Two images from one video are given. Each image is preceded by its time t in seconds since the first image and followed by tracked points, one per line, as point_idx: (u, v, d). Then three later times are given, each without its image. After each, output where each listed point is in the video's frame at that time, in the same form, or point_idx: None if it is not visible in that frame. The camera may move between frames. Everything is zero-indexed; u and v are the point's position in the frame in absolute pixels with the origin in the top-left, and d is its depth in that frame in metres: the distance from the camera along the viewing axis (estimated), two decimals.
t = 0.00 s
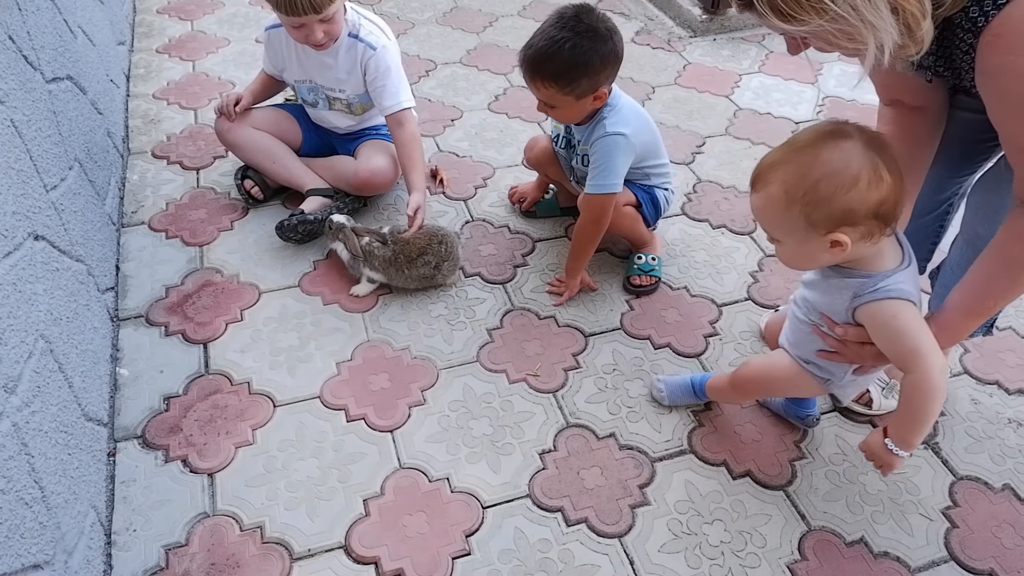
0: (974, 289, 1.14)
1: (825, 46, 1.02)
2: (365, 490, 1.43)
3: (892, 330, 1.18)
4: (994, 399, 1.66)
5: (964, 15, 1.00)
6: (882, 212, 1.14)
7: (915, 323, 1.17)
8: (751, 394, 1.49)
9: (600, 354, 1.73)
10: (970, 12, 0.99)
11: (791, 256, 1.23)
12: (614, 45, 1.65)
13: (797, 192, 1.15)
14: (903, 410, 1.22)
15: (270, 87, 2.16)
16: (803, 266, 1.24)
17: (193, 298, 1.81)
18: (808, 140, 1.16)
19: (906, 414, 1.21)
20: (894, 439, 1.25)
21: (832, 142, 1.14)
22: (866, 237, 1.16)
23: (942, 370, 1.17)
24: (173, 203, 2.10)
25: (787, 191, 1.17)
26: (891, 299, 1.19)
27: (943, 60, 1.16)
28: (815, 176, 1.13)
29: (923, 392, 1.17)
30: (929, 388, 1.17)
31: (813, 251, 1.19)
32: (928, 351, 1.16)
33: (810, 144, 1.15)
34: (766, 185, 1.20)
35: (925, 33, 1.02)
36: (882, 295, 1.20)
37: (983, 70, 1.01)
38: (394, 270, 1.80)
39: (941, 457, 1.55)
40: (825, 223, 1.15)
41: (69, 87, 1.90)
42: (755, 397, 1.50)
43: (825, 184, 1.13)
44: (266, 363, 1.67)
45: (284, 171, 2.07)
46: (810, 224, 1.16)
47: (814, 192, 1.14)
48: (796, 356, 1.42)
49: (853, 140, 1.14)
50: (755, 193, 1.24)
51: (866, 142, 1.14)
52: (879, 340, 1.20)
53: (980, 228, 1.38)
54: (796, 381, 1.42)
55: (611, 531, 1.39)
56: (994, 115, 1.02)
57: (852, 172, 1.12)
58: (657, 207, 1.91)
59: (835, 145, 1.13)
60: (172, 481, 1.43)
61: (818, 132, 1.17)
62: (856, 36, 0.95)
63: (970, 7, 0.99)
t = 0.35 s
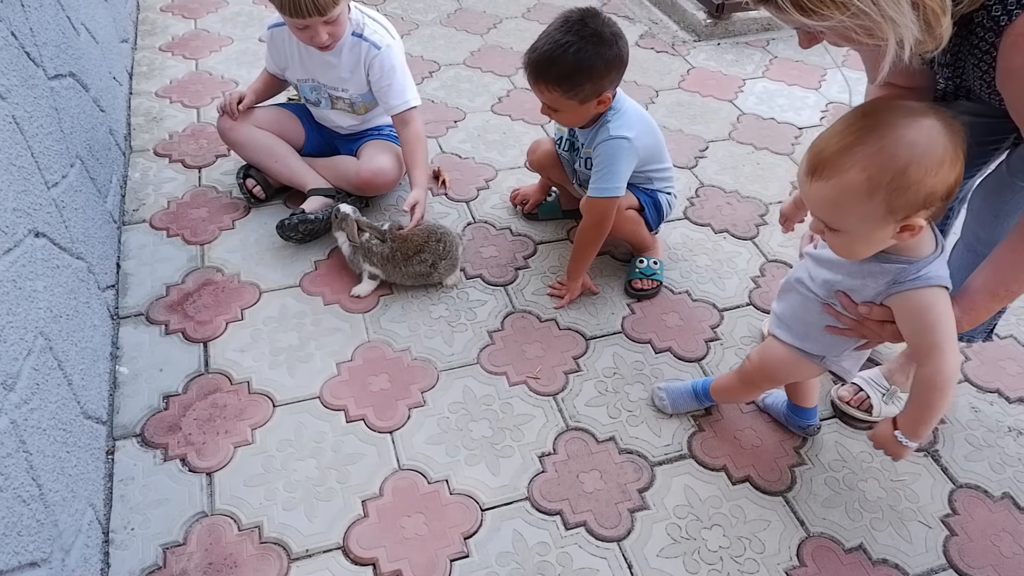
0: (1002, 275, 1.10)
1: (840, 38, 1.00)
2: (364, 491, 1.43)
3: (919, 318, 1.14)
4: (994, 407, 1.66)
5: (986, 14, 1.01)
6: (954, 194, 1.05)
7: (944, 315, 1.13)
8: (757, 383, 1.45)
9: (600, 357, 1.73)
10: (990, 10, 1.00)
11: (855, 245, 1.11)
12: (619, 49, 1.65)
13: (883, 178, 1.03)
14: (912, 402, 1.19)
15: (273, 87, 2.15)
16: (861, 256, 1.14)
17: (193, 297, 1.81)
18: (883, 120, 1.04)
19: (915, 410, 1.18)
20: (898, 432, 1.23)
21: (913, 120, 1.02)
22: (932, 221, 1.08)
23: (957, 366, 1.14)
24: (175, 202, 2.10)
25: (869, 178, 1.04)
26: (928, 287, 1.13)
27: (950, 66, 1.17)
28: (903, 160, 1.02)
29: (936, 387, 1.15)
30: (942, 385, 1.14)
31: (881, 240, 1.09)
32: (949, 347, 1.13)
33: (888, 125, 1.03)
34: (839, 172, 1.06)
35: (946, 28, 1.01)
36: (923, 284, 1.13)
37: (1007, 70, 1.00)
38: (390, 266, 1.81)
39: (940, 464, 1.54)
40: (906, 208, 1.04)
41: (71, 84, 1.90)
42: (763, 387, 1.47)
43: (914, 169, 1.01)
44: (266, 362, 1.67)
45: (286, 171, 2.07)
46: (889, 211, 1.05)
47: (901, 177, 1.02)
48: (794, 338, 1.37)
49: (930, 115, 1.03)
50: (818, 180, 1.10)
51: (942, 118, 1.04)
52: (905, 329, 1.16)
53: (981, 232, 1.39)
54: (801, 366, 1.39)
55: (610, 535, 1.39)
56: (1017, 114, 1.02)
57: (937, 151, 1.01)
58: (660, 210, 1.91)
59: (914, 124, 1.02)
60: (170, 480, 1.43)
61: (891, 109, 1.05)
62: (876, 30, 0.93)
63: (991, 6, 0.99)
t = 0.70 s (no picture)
0: (922, 306, 1.15)
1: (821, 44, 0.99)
2: (367, 489, 1.43)
3: (852, 305, 1.16)
4: (997, 406, 1.66)
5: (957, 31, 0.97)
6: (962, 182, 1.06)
7: (871, 314, 1.16)
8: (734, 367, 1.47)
9: (603, 355, 1.73)
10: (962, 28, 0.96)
11: (872, 230, 1.07)
12: (623, 49, 1.64)
13: (930, 169, 0.98)
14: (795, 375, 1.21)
15: (276, 83, 2.15)
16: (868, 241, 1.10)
17: (196, 295, 1.81)
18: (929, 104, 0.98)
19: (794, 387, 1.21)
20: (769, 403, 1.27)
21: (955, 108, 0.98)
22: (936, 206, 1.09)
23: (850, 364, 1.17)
24: (178, 199, 2.10)
25: (918, 167, 0.98)
26: (874, 282, 1.16)
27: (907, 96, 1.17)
28: (948, 151, 0.97)
29: (824, 372, 1.16)
30: (828, 372, 1.16)
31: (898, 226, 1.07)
32: (859, 343, 1.15)
33: (936, 110, 0.98)
34: (887, 156, 0.99)
35: (921, 42, 0.99)
36: (874, 277, 1.16)
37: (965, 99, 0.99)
38: (390, 261, 1.82)
39: (944, 463, 1.54)
40: (932, 199, 1.02)
41: (73, 81, 1.90)
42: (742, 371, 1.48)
43: (955, 162, 0.99)
44: (269, 360, 1.66)
45: (288, 168, 2.07)
46: (923, 199, 1.02)
47: (942, 170, 0.99)
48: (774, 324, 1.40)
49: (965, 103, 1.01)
50: (858, 160, 1.02)
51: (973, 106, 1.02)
52: (835, 310, 1.18)
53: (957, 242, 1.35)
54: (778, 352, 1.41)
55: (613, 533, 1.39)
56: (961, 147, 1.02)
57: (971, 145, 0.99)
58: (663, 209, 1.90)
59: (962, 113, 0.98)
60: (174, 478, 1.43)
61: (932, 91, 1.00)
62: (853, 33, 0.92)
63: (960, 20, 0.96)
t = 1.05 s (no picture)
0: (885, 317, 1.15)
1: (807, 79, 1.03)
2: (367, 484, 1.43)
3: (845, 298, 1.11)
4: (999, 406, 1.66)
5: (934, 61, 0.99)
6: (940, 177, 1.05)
7: (866, 308, 1.11)
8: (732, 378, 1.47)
9: (605, 353, 1.73)
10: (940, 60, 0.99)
11: (862, 219, 1.02)
12: (628, 47, 1.64)
13: (921, 155, 0.96)
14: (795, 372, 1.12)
15: (279, 77, 2.14)
16: (857, 235, 1.06)
17: (198, 289, 1.81)
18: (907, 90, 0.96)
19: (797, 390, 1.11)
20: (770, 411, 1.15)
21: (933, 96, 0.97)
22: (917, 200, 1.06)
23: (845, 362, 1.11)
24: (180, 193, 2.09)
25: (912, 155, 0.96)
26: (865, 272, 1.11)
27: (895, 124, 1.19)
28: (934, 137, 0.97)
29: (818, 369, 1.09)
30: (825, 368, 1.09)
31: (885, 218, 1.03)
32: (853, 338, 1.10)
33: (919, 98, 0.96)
34: (883, 143, 0.95)
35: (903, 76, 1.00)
36: (861, 266, 1.11)
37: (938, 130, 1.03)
38: (394, 254, 1.81)
39: (945, 463, 1.54)
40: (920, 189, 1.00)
41: (76, 73, 1.89)
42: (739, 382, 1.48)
43: (939, 148, 0.97)
44: (270, 355, 1.66)
45: (291, 163, 2.06)
46: (911, 186, 0.99)
47: (932, 156, 0.97)
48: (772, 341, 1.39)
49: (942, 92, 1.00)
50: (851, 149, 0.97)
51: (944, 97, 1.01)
52: (828, 303, 1.13)
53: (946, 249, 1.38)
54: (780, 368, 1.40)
55: (614, 531, 1.38)
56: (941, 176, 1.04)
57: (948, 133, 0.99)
58: (666, 207, 1.90)
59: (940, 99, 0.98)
60: (175, 472, 1.43)
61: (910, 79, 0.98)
62: (829, 66, 0.95)
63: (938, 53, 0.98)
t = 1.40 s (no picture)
0: (873, 318, 1.15)
1: (789, 109, 1.01)
2: (368, 481, 1.43)
3: (825, 299, 1.13)
4: (999, 402, 1.66)
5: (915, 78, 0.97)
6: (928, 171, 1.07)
7: (844, 310, 1.12)
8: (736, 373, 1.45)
9: (605, 349, 1.72)
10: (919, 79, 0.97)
11: (868, 225, 1.03)
12: (626, 44, 1.63)
13: (925, 159, 0.96)
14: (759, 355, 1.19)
15: (280, 73, 2.13)
16: (860, 239, 1.07)
17: (198, 286, 1.81)
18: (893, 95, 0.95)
19: (753, 374, 1.20)
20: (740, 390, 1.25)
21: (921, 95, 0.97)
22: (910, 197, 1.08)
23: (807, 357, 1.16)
24: (180, 189, 2.09)
25: (915, 159, 0.96)
26: (848, 276, 1.12)
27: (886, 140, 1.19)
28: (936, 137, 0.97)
29: (778, 358, 1.16)
30: (783, 360, 1.16)
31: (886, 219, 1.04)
32: (823, 337, 1.13)
33: (912, 100, 0.96)
34: (889, 152, 0.95)
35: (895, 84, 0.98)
36: (843, 269, 1.12)
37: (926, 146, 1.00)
38: (395, 250, 1.82)
39: (945, 459, 1.54)
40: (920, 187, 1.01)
41: (77, 70, 1.89)
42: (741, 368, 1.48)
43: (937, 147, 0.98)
44: (271, 352, 1.66)
45: (291, 160, 2.06)
46: (913, 188, 0.99)
47: (933, 160, 0.97)
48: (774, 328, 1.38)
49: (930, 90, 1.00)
50: (855, 161, 0.96)
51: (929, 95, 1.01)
52: (808, 300, 1.14)
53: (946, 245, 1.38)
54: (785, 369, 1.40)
55: (614, 527, 1.39)
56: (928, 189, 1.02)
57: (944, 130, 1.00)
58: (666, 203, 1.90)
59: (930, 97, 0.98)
60: (176, 469, 1.43)
61: (898, 82, 0.97)
62: (806, 90, 0.94)
63: (917, 73, 0.97)
